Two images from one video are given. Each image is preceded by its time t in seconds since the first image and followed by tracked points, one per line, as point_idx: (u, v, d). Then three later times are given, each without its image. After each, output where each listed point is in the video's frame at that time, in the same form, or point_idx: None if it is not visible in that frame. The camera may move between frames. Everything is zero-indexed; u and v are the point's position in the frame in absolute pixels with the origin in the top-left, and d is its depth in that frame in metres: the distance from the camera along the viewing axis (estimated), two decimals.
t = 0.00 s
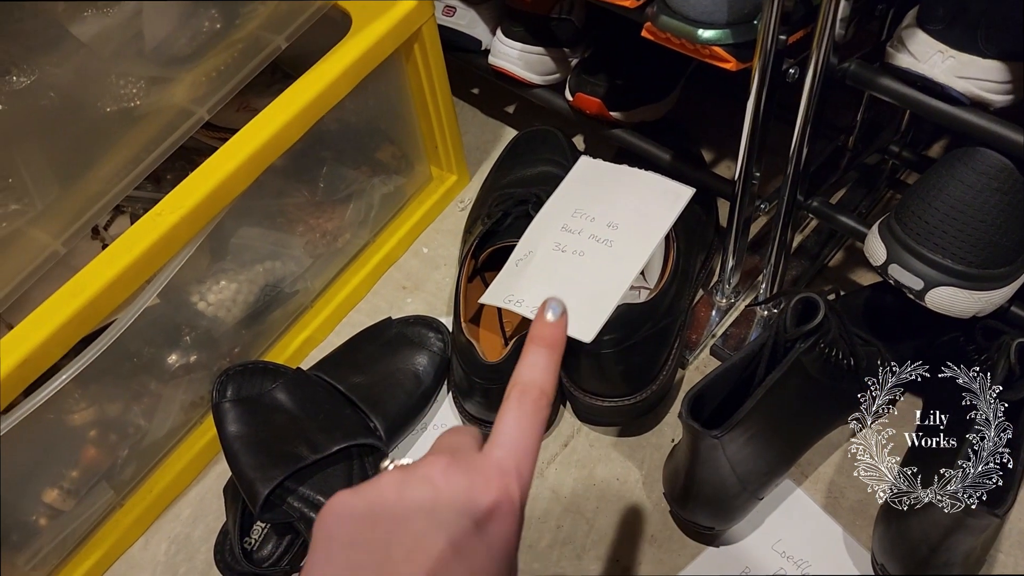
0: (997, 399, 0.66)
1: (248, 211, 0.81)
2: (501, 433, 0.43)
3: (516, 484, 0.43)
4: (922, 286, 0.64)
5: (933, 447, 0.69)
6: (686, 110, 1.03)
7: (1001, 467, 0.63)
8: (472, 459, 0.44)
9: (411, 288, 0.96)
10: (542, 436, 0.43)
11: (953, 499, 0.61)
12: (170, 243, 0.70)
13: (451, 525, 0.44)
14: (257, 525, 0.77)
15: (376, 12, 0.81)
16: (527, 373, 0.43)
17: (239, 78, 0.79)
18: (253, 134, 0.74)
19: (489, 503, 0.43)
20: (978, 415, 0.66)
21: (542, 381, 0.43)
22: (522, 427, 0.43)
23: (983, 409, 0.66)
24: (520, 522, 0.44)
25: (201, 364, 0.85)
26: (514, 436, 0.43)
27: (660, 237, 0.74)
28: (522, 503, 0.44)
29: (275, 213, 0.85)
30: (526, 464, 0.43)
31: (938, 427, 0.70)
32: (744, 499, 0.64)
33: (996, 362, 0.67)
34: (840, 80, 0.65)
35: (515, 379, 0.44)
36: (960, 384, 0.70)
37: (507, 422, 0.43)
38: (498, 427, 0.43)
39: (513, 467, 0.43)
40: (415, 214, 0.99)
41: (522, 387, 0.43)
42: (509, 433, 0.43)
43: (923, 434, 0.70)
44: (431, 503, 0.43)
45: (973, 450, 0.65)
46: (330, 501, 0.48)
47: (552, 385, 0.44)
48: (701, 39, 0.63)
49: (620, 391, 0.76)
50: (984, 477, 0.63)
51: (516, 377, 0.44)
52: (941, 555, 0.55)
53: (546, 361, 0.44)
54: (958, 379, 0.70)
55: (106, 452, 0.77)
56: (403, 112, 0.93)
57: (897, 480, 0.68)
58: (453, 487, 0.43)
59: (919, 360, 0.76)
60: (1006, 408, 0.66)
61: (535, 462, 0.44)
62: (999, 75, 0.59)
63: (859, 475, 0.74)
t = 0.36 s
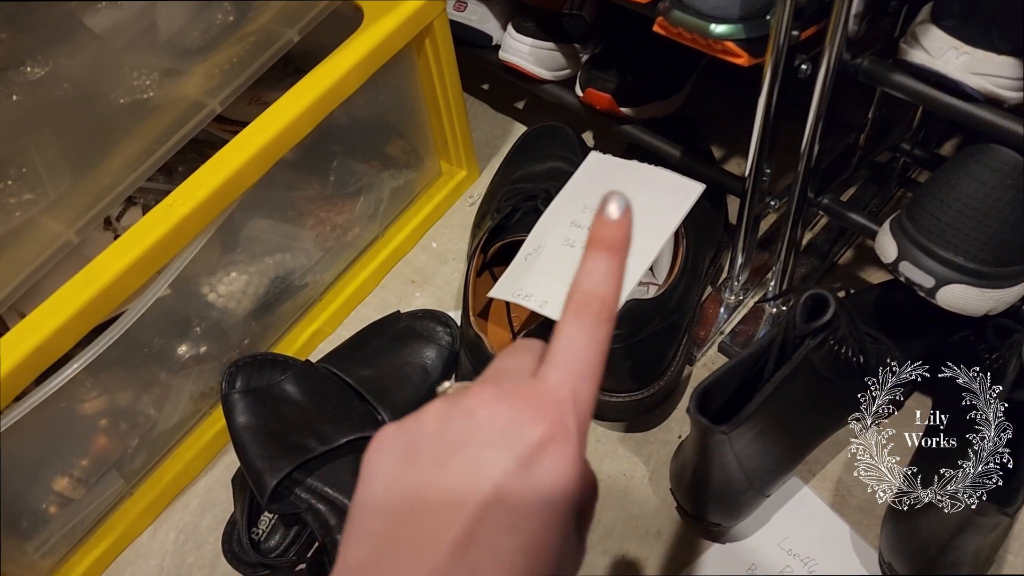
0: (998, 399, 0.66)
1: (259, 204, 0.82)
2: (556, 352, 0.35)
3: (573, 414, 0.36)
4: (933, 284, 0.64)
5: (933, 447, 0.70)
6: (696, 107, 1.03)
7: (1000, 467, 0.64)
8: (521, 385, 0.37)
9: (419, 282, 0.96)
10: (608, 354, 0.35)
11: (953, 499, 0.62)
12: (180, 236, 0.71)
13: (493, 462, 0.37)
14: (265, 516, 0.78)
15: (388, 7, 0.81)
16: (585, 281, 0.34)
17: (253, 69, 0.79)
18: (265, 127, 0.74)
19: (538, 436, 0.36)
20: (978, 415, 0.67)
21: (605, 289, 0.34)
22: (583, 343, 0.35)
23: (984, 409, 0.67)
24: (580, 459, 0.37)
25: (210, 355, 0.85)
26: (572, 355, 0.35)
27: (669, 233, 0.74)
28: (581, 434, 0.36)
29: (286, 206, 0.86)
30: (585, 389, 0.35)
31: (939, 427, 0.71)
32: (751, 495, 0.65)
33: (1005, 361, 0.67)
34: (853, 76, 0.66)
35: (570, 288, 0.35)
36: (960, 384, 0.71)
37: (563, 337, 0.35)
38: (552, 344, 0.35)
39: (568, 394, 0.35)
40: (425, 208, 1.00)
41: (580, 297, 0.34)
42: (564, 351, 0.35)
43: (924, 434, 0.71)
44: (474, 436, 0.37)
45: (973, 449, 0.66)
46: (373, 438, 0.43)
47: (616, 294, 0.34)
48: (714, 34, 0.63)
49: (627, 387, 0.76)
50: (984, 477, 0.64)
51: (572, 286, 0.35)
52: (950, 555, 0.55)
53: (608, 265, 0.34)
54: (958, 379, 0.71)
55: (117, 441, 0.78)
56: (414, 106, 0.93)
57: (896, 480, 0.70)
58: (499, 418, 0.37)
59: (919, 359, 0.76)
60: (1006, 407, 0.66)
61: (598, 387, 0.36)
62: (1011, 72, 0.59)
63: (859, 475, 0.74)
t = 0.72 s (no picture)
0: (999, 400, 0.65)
1: (259, 197, 0.81)
2: (560, 395, 0.41)
3: (577, 449, 0.41)
4: (940, 280, 0.63)
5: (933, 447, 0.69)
6: (703, 101, 1.02)
7: (1000, 467, 0.64)
8: (530, 425, 0.43)
9: (422, 277, 0.96)
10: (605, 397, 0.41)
11: (953, 499, 0.62)
12: (176, 229, 0.70)
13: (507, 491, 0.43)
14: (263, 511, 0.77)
15: None
16: (584, 332, 0.41)
17: (250, 65, 0.79)
18: (264, 119, 0.73)
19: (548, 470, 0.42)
20: (978, 415, 0.67)
21: (600, 339, 0.41)
22: (584, 386, 0.41)
23: (984, 409, 0.67)
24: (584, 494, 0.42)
25: (210, 349, 0.84)
26: (574, 399, 0.41)
27: (673, 228, 0.73)
28: (584, 468, 0.42)
29: (287, 198, 0.85)
30: (586, 428, 0.41)
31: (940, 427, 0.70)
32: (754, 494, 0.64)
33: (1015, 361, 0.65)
34: (861, 69, 0.65)
35: (571, 339, 0.41)
36: (960, 384, 0.71)
37: (566, 382, 0.41)
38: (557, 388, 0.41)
39: (569, 433, 0.41)
40: (428, 202, 0.99)
41: (580, 346, 0.41)
42: (567, 394, 0.41)
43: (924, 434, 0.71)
44: (489, 469, 0.44)
45: (973, 449, 0.65)
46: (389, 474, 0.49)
47: (609, 343, 0.41)
48: (719, 25, 0.62)
49: (630, 383, 0.75)
50: (984, 476, 0.63)
51: (573, 337, 0.41)
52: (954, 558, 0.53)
53: (602, 321, 0.41)
54: (958, 379, 0.71)
55: (114, 434, 0.77)
56: (417, 99, 0.92)
57: (896, 480, 0.70)
58: (513, 452, 0.43)
59: (920, 359, 0.75)
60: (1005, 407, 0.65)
61: (598, 427, 0.41)
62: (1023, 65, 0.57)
63: (860, 476, 0.73)
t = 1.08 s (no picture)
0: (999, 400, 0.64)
1: (261, 191, 0.81)
2: (567, 389, 0.40)
3: (589, 441, 0.40)
4: (945, 279, 0.62)
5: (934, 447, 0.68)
6: (707, 98, 1.01)
7: (1000, 467, 0.63)
8: (539, 417, 0.42)
9: (424, 274, 0.95)
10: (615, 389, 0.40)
11: (954, 499, 0.61)
12: (177, 225, 0.70)
13: (521, 486, 0.42)
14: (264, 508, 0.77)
15: None
16: (588, 324, 0.39)
17: (248, 61, 0.78)
18: (266, 113, 0.73)
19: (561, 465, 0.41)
20: (978, 415, 0.66)
21: (607, 329, 0.39)
22: (592, 378, 0.39)
23: (984, 409, 0.66)
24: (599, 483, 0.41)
25: (211, 344, 0.84)
26: (583, 390, 0.39)
27: (677, 225, 0.73)
28: (599, 459, 0.41)
29: (288, 194, 0.84)
30: (598, 420, 0.40)
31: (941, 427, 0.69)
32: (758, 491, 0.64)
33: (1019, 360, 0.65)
34: (866, 65, 0.64)
35: (576, 330, 0.39)
36: (960, 384, 0.71)
37: (573, 376, 0.39)
38: (565, 380, 0.40)
39: (580, 427, 0.40)
40: (431, 198, 0.99)
41: (585, 338, 0.39)
42: (576, 388, 0.39)
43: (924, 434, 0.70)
44: (500, 460, 0.43)
45: (973, 449, 0.64)
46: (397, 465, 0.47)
47: (616, 333, 0.39)
48: (724, 21, 0.62)
49: (632, 381, 0.74)
50: (985, 476, 0.63)
51: (577, 327, 0.40)
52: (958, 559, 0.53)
53: (609, 309, 0.39)
54: (959, 379, 0.71)
55: (115, 430, 0.77)
56: (420, 95, 0.92)
57: (897, 480, 0.69)
58: (522, 444, 0.42)
59: (919, 359, 0.73)
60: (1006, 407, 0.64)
61: (611, 416, 0.40)
62: None
63: (860, 476, 0.72)
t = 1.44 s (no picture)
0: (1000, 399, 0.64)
1: (265, 189, 0.81)
2: (605, 413, 0.45)
3: (625, 467, 0.45)
4: (952, 277, 0.62)
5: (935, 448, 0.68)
6: (711, 96, 1.01)
7: (1000, 467, 0.63)
8: (577, 441, 0.47)
9: (428, 271, 0.95)
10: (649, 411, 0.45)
11: (954, 499, 0.61)
12: (180, 222, 0.69)
13: (558, 511, 0.46)
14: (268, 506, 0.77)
15: None
16: (625, 350, 0.44)
17: (254, 57, 0.78)
18: (270, 110, 0.73)
19: (600, 489, 0.45)
20: (978, 415, 0.66)
21: (643, 355, 0.44)
22: (630, 403, 0.44)
23: (984, 409, 0.67)
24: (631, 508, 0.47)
25: (215, 342, 0.84)
26: (619, 412, 0.44)
27: (683, 224, 0.73)
28: (632, 484, 0.46)
29: (292, 191, 0.84)
30: (633, 444, 0.45)
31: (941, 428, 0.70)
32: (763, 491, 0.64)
33: None
34: (874, 64, 0.64)
35: (613, 355, 0.45)
36: (960, 384, 0.70)
37: (611, 401, 0.44)
38: (603, 404, 0.45)
39: (615, 453, 0.45)
40: (434, 196, 0.98)
41: (622, 362, 0.44)
42: (614, 411, 0.44)
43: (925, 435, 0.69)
44: (536, 485, 0.47)
45: (973, 449, 0.64)
46: (434, 488, 0.53)
47: (650, 357, 0.44)
48: (732, 19, 0.61)
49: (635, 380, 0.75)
50: (984, 477, 0.62)
51: (614, 351, 0.45)
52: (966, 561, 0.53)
53: (642, 337, 0.44)
54: (959, 379, 0.71)
55: (119, 427, 0.77)
56: (424, 92, 0.92)
57: (898, 481, 0.68)
58: (560, 469, 0.47)
59: (920, 360, 0.72)
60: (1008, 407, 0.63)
61: (644, 440, 0.45)
62: None
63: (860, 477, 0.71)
